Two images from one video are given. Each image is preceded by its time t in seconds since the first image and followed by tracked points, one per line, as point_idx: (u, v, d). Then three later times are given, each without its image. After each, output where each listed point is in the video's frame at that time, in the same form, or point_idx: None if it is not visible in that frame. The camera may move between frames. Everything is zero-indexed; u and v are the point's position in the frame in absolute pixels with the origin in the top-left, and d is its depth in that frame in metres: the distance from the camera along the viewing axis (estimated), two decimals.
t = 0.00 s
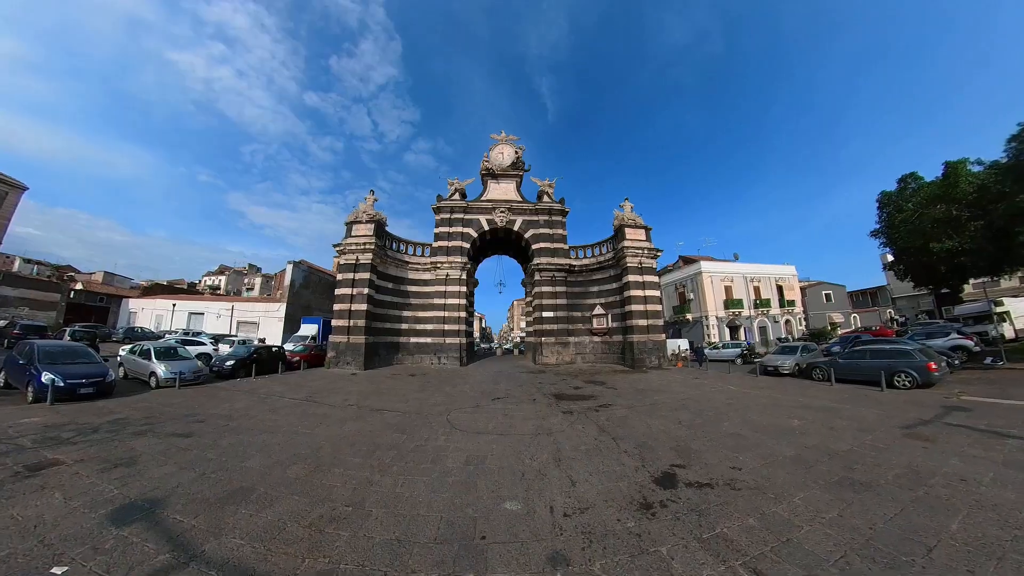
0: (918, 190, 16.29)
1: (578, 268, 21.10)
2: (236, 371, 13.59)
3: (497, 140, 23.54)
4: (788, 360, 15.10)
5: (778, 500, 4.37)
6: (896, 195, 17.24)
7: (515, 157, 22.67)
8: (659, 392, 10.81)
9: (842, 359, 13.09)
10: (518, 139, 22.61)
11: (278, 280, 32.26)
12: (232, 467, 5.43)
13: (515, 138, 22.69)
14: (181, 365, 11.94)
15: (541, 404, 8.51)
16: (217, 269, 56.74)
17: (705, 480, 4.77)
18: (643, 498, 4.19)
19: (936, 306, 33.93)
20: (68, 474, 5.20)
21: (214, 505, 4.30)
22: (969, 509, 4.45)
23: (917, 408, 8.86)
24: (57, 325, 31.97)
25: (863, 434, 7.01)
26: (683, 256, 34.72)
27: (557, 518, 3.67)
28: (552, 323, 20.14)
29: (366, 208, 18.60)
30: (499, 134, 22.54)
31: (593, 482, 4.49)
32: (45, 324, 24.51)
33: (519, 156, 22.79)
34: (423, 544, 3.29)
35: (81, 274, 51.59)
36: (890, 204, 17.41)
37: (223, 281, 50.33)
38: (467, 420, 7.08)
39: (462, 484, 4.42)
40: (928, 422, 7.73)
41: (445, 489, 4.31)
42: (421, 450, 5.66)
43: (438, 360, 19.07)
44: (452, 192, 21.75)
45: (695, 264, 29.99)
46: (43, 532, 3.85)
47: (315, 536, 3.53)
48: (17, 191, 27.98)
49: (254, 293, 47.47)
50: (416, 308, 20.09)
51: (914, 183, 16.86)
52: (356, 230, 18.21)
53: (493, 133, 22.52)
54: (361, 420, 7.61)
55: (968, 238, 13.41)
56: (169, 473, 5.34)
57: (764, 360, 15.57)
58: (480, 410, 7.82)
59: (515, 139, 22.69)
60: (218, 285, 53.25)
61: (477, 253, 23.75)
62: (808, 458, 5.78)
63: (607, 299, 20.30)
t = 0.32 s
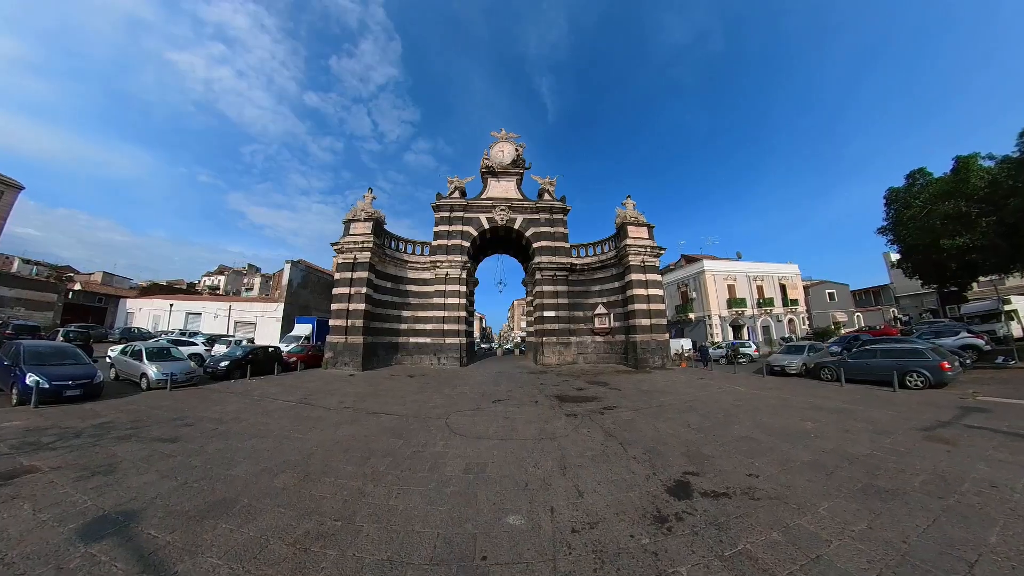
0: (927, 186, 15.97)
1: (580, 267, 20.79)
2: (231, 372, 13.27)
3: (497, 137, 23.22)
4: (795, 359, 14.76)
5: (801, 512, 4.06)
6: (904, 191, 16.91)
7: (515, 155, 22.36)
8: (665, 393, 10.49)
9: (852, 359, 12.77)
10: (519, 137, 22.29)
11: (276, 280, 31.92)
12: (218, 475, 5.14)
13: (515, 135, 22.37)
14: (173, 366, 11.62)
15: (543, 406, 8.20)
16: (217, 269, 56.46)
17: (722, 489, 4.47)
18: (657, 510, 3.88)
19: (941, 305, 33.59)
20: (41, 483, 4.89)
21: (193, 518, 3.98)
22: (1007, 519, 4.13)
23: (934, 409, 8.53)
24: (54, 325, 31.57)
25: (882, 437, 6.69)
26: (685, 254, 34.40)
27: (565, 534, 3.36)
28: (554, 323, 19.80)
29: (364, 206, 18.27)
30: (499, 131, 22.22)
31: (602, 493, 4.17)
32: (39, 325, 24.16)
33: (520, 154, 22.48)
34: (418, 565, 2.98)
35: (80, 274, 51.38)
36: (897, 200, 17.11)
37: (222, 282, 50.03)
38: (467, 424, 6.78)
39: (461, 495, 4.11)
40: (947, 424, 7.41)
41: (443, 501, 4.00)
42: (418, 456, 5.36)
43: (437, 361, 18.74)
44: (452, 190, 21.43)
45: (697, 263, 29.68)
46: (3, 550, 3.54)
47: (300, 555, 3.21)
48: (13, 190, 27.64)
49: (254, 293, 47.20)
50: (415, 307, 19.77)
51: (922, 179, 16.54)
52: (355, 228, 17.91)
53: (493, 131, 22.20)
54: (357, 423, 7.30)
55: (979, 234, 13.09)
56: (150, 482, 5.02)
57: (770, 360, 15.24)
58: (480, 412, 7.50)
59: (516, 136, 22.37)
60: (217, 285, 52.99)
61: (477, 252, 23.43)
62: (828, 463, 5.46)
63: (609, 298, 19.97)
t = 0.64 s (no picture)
0: (937, 180, 15.55)
1: (581, 266, 20.42)
2: (223, 373, 12.92)
3: (497, 134, 22.87)
4: (803, 359, 14.39)
5: (831, 527, 3.70)
6: (914, 186, 16.51)
7: (515, 152, 22.01)
8: (670, 394, 10.13)
9: (863, 358, 12.40)
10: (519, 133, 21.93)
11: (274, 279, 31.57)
12: (197, 487, 4.80)
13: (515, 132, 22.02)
14: (163, 367, 11.28)
15: (545, 409, 7.85)
16: (216, 270, 56.20)
17: (742, 502, 4.11)
18: (674, 526, 3.53)
19: (946, 303, 33.19)
20: (5, 493, 4.55)
21: (162, 536, 3.64)
22: None
23: (954, 411, 8.16)
24: (51, 325, 31.34)
25: (904, 441, 6.33)
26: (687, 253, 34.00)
27: (572, 556, 3.00)
28: (555, 322, 19.43)
29: (361, 204, 17.92)
30: (499, 128, 21.88)
31: (613, 507, 3.82)
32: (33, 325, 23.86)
33: (520, 151, 22.12)
34: None
35: (79, 275, 51.13)
36: (905, 195, 16.71)
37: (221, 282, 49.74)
38: (467, 428, 6.42)
39: (458, 509, 3.75)
40: (971, 427, 7.04)
41: (438, 516, 3.64)
42: (413, 465, 5.00)
43: (436, 361, 18.39)
44: (451, 188, 21.08)
45: (700, 262, 29.31)
46: None
47: None
48: (8, 189, 27.31)
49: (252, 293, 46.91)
50: (413, 306, 19.42)
51: (933, 173, 16.14)
52: (352, 226, 17.57)
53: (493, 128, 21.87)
54: (350, 428, 6.93)
55: (993, 229, 12.70)
56: (124, 493, 4.67)
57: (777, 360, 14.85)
58: (479, 416, 7.16)
59: (516, 133, 22.02)
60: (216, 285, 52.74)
61: (477, 250, 23.08)
62: (851, 471, 5.10)
63: (612, 297, 19.60)
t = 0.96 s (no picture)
0: (948, 175, 15.21)
1: (583, 264, 20.09)
2: (216, 375, 12.58)
3: (497, 132, 22.54)
4: (810, 359, 14.04)
5: (863, 548, 3.37)
6: (923, 181, 16.17)
7: (515, 149, 21.68)
8: (676, 396, 9.81)
9: (873, 358, 12.06)
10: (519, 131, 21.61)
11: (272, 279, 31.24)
12: (172, 501, 4.47)
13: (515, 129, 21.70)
14: (152, 369, 10.96)
15: (546, 412, 7.52)
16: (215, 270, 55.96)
17: (763, 519, 3.77)
18: (691, 548, 3.20)
19: (951, 302, 32.84)
20: None
21: (128, 557, 3.33)
22: None
23: (973, 414, 7.83)
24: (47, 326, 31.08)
25: (927, 447, 5.98)
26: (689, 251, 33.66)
27: None
28: (556, 322, 19.08)
29: (359, 202, 17.58)
30: (499, 126, 21.55)
31: (623, 525, 3.49)
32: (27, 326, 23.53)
33: (520, 149, 21.78)
34: None
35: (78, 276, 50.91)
36: (914, 190, 16.38)
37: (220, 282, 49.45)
38: (464, 434, 6.10)
39: (452, 527, 3.43)
40: (995, 431, 6.70)
41: (429, 536, 3.32)
42: (406, 476, 4.67)
43: (435, 362, 18.06)
44: (450, 186, 20.78)
45: (703, 260, 28.95)
46: None
47: None
48: (3, 189, 26.99)
49: (252, 293, 46.65)
50: (412, 306, 19.09)
51: (943, 168, 15.79)
52: (349, 225, 17.25)
53: (493, 126, 21.55)
54: (341, 433, 6.60)
55: (1007, 225, 12.38)
56: (94, 506, 4.36)
57: (784, 360, 14.50)
58: (477, 420, 6.83)
59: (516, 131, 21.70)
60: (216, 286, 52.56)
61: (477, 249, 22.76)
62: (875, 483, 4.75)
63: (613, 297, 19.26)
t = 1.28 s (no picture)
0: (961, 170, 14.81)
1: (584, 263, 19.74)
2: (208, 376, 12.22)
3: (496, 129, 22.19)
4: (819, 359, 13.69)
5: (903, 570, 3.03)
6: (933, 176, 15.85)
7: (515, 146, 21.34)
8: (682, 398, 9.47)
9: (885, 358, 11.72)
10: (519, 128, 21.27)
11: (269, 278, 30.89)
12: (143, 516, 4.13)
13: (515, 126, 21.37)
14: (141, 370, 10.62)
15: (549, 416, 7.18)
16: (214, 270, 55.68)
17: (788, 537, 3.43)
18: (714, 572, 2.86)
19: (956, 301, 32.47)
20: None
21: None
22: None
23: (996, 415, 7.46)
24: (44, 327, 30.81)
25: (954, 452, 5.63)
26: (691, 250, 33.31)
27: None
28: (558, 322, 18.71)
29: (356, 200, 17.25)
30: (498, 122, 21.23)
31: (636, 546, 3.14)
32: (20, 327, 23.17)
33: (520, 146, 21.45)
34: None
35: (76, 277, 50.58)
36: (925, 186, 15.98)
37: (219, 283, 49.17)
38: (462, 440, 5.74)
39: (445, 549, 3.08)
40: (1022, 434, 6.36)
41: (420, 559, 2.96)
42: (397, 488, 4.32)
43: (434, 363, 17.71)
44: (449, 183, 20.44)
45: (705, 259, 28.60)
46: None
47: None
48: None
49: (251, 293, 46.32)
50: (410, 306, 18.75)
51: (954, 163, 15.46)
52: (346, 223, 16.90)
53: (492, 122, 21.23)
54: (331, 439, 6.25)
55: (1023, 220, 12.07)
56: (59, 520, 4.03)
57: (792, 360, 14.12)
58: (476, 425, 6.49)
59: (516, 128, 21.36)
60: (215, 286, 52.32)
61: (477, 247, 22.42)
62: (904, 495, 4.41)
63: (616, 296, 18.90)
